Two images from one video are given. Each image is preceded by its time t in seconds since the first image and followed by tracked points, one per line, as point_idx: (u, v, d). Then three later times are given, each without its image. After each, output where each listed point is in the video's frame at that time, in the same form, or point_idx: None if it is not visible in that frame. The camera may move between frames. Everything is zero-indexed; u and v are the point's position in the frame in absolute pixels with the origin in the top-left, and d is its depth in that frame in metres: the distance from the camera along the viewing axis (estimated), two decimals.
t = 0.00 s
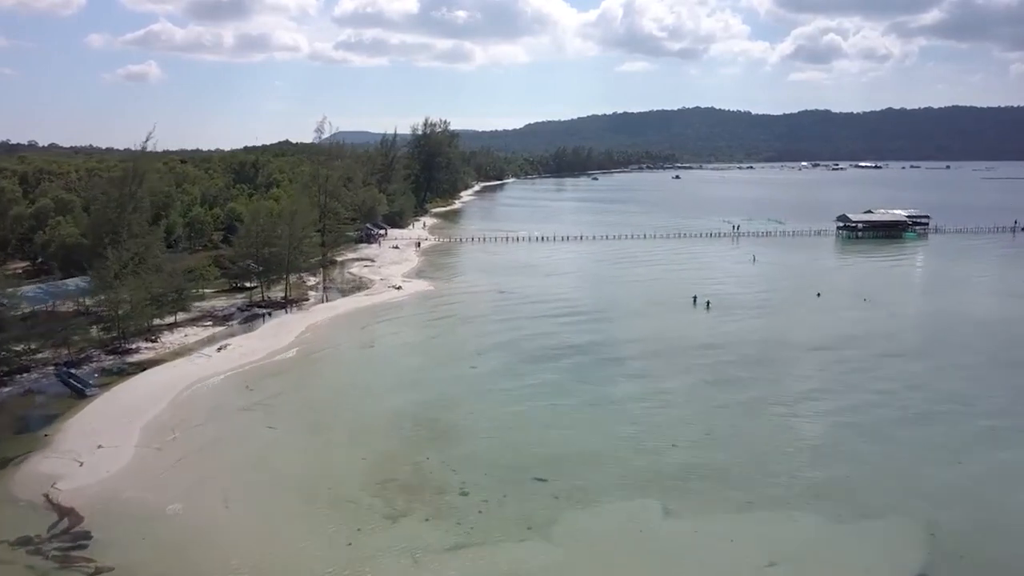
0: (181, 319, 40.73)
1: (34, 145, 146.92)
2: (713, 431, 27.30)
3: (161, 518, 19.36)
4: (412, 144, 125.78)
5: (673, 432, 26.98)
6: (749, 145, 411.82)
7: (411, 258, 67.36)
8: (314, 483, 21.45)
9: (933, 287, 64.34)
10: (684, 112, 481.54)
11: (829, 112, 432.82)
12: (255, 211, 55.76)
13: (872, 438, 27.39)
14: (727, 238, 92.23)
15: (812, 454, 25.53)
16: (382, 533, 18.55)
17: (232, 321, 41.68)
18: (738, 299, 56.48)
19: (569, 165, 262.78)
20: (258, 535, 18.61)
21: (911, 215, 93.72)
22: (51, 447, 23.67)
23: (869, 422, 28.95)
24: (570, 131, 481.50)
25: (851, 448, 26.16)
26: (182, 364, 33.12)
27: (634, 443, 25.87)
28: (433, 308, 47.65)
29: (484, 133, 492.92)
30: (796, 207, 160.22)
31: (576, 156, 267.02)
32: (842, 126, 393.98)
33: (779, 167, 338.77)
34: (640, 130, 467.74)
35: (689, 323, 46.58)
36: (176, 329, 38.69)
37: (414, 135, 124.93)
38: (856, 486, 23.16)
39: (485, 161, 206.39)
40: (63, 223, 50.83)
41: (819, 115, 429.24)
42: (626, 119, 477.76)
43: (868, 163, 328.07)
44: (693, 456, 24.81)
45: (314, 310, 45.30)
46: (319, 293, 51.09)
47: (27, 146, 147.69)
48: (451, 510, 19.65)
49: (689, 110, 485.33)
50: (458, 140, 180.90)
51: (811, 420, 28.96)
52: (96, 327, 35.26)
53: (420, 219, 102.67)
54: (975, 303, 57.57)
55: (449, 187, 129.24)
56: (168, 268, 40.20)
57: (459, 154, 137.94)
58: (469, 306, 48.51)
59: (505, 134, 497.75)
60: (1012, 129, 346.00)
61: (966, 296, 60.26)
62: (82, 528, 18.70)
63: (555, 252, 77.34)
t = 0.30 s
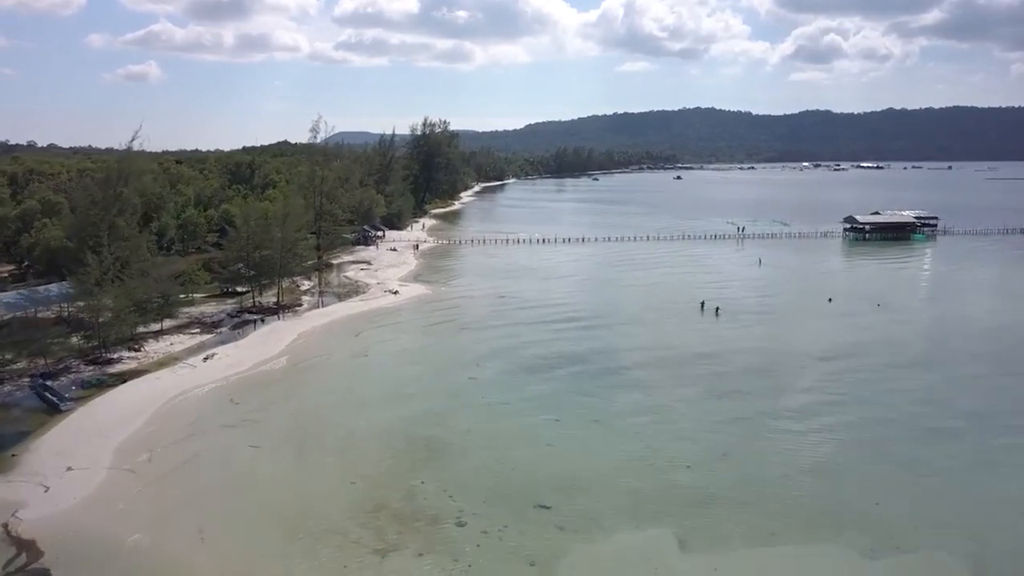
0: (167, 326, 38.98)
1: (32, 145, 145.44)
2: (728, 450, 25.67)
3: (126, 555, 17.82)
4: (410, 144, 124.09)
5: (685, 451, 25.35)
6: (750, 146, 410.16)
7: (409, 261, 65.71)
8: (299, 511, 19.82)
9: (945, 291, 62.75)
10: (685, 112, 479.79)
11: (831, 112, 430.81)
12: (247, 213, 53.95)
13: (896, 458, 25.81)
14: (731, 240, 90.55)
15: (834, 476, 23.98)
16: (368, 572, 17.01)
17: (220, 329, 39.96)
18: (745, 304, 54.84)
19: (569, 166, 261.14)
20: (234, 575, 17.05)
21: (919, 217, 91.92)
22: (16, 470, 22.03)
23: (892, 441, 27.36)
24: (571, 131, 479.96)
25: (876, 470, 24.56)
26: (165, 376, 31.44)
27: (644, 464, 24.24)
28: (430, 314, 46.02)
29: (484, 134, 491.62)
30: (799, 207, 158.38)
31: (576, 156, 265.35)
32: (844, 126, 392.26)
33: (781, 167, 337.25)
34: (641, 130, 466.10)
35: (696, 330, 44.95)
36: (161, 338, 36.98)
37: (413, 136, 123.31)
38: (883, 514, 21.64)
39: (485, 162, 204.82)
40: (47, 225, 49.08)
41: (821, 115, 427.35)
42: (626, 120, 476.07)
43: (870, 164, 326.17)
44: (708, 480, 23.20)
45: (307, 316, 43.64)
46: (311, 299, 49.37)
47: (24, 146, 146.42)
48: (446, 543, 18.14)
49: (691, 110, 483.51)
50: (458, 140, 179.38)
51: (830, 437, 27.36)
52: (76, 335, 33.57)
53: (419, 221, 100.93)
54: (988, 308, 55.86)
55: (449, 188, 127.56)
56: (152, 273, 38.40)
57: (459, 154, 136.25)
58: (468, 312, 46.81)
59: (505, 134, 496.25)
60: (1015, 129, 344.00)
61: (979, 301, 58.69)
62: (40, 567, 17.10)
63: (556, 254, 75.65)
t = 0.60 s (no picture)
0: (152, 334, 37.32)
1: (29, 144, 144.18)
2: (744, 472, 24.16)
3: None
4: (410, 143, 122.40)
5: (699, 474, 23.83)
6: (751, 146, 408.43)
7: (407, 263, 64.15)
8: (278, 545, 18.25)
9: (956, 294, 61.24)
10: (686, 112, 477.93)
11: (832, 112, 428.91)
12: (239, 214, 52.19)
13: (924, 484, 24.30)
14: (736, 242, 88.96)
15: (861, 509, 22.46)
16: None
17: (208, 336, 38.29)
18: (753, 308, 53.32)
19: (570, 166, 259.53)
20: None
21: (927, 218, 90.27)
22: None
23: (918, 463, 25.85)
24: (571, 131, 478.40)
25: (901, 497, 23.09)
26: (147, 387, 29.83)
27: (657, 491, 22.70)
28: (428, 319, 44.52)
29: (484, 134, 490.21)
30: (802, 207, 156.69)
31: (577, 156, 263.67)
32: (846, 126, 390.80)
33: (783, 167, 335.81)
34: (641, 130, 464.51)
35: (704, 336, 43.42)
36: (145, 346, 35.27)
37: (412, 135, 121.77)
38: (916, 555, 20.15)
39: (485, 162, 203.28)
40: (30, 227, 47.38)
41: (822, 115, 425.51)
42: (627, 119, 474.48)
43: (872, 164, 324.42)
44: (725, 509, 21.69)
45: (300, 322, 42.06)
46: (304, 304, 47.70)
47: (20, 145, 144.93)
48: None
49: (691, 109, 481.70)
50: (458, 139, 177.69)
51: (852, 459, 25.85)
52: (54, 345, 31.89)
53: (418, 222, 99.35)
54: (1002, 313, 54.28)
55: (449, 188, 125.91)
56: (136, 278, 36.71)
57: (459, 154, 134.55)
58: (467, 317, 45.29)
59: (505, 134, 494.66)
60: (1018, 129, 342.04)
61: (994, 304, 57.17)
62: None
63: (558, 256, 74.07)
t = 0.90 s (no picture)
0: (136, 343, 35.62)
1: (26, 146, 143.07)
2: (763, 497, 22.38)
3: None
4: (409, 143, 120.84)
5: (715, 500, 22.09)
6: (753, 146, 406.81)
7: (404, 267, 62.38)
8: None
9: (968, 298, 59.66)
10: (686, 112, 476.38)
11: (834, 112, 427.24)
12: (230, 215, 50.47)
13: (957, 508, 22.48)
14: (740, 244, 87.38)
15: (891, 538, 20.67)
16: None
17: (194, 344, 36.59)
18: (762, 313, 51.50)
19: (570, 166, 258.06)
20: None
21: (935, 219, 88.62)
22: None
23: (950, 483, 24.02)
24: (571, 131, 476.97)
25: (929, 522, 21.52)
26: (126, 401, 28.16)
27: (667, 520, 20.93)
28: (426, 324, 42.92)
29: (484, 134, 488.97)
30: (805, 207, 155.00)
31: (578, 157, 262.18)
32: (846, 126, 389.26)
33: (784, 168, 333.95)
34: (642, 130, 463.01)
35: (712, 343, 41.73)
36: (127, 356, 33.58)
37: (411, 135, 120.17)
38: None
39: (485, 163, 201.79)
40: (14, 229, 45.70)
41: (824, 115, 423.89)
42: (628, 119, 472.76)
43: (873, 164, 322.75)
44: (741, 537, 20.13)
45: (291, 329, 40.38)
46: (297, 310, 45.99)
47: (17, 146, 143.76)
48: None
49: (692, 110, 480.10)
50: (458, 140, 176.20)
51: (878, 479, 24.04)
52: (29, 355, 30.21)
53: (417, 223, 97.75)
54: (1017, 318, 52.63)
55: (448, 189, 124.37)
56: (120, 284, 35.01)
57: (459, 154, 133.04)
58: (466, 322, 43.67)
59: (505, 134, 493.30)
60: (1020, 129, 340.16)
61: (1008, 309, 55.42)
62: None
63: (559, 258, 72.47)
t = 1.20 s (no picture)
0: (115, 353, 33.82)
1: (24, 147, 142.00)
2: (786, 527, 20.67)
3: None
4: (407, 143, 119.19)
5: (731, 530, 20.39)
6: (754, 147, 405.14)
7: (401, 270, 60.64)
8: None
9: (982, 303, 57.90)
10: (687, 112, 474.67)
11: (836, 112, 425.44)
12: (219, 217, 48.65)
13: (992, 536, 20.80)
14: (745, 246, 85.66)
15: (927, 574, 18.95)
16: None
17: (177, 353, 34.78)
18: (771, 319, 49.78)
19: (570, 167, 256.45)
20: None
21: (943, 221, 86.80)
22: None
23: (986, 510, 22.25)
24: (572, 131, 475.54)
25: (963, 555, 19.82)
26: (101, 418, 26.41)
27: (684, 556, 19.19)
28: (422, 331, 41.21)
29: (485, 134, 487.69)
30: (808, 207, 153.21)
31: (578, 157, 260.60)
32: (846, 126, 387.64)
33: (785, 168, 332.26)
34: (643, 130, 461.39)
35: (720, 351, 40.02)
36: (104, 367, 31.76)
37: (410, 135, 118.47)
38: None
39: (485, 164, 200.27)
40: None
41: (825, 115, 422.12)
42: (628, 120, 471.66)
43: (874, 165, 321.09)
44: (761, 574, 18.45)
45: (281, 337, 38.59)
46: (288, 316, 44.18)
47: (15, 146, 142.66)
48: None
49: (693, 110, 478.42)
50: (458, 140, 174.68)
51: (909, 505, 22.30)
52: None
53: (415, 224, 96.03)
54: None
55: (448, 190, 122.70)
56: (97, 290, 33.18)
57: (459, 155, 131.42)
58: (464, 329, 41.92)
59: (506, 134, 491.89)
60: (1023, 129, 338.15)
61: None
62: None
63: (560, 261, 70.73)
